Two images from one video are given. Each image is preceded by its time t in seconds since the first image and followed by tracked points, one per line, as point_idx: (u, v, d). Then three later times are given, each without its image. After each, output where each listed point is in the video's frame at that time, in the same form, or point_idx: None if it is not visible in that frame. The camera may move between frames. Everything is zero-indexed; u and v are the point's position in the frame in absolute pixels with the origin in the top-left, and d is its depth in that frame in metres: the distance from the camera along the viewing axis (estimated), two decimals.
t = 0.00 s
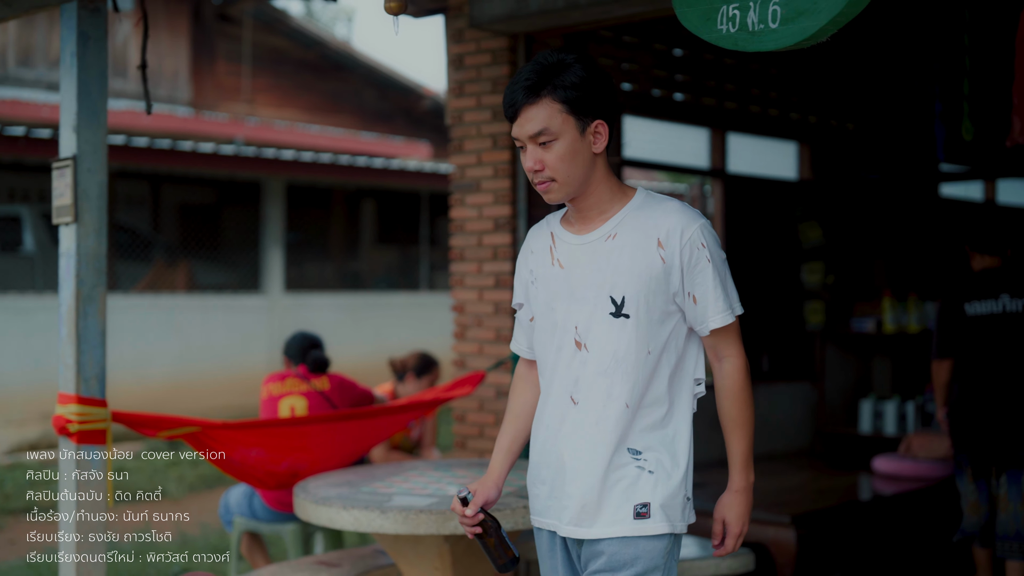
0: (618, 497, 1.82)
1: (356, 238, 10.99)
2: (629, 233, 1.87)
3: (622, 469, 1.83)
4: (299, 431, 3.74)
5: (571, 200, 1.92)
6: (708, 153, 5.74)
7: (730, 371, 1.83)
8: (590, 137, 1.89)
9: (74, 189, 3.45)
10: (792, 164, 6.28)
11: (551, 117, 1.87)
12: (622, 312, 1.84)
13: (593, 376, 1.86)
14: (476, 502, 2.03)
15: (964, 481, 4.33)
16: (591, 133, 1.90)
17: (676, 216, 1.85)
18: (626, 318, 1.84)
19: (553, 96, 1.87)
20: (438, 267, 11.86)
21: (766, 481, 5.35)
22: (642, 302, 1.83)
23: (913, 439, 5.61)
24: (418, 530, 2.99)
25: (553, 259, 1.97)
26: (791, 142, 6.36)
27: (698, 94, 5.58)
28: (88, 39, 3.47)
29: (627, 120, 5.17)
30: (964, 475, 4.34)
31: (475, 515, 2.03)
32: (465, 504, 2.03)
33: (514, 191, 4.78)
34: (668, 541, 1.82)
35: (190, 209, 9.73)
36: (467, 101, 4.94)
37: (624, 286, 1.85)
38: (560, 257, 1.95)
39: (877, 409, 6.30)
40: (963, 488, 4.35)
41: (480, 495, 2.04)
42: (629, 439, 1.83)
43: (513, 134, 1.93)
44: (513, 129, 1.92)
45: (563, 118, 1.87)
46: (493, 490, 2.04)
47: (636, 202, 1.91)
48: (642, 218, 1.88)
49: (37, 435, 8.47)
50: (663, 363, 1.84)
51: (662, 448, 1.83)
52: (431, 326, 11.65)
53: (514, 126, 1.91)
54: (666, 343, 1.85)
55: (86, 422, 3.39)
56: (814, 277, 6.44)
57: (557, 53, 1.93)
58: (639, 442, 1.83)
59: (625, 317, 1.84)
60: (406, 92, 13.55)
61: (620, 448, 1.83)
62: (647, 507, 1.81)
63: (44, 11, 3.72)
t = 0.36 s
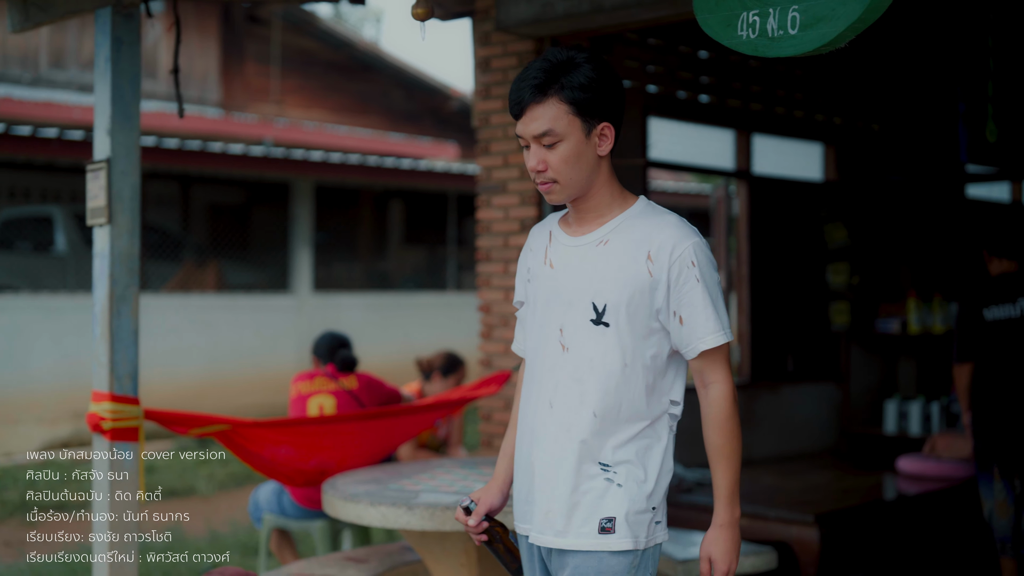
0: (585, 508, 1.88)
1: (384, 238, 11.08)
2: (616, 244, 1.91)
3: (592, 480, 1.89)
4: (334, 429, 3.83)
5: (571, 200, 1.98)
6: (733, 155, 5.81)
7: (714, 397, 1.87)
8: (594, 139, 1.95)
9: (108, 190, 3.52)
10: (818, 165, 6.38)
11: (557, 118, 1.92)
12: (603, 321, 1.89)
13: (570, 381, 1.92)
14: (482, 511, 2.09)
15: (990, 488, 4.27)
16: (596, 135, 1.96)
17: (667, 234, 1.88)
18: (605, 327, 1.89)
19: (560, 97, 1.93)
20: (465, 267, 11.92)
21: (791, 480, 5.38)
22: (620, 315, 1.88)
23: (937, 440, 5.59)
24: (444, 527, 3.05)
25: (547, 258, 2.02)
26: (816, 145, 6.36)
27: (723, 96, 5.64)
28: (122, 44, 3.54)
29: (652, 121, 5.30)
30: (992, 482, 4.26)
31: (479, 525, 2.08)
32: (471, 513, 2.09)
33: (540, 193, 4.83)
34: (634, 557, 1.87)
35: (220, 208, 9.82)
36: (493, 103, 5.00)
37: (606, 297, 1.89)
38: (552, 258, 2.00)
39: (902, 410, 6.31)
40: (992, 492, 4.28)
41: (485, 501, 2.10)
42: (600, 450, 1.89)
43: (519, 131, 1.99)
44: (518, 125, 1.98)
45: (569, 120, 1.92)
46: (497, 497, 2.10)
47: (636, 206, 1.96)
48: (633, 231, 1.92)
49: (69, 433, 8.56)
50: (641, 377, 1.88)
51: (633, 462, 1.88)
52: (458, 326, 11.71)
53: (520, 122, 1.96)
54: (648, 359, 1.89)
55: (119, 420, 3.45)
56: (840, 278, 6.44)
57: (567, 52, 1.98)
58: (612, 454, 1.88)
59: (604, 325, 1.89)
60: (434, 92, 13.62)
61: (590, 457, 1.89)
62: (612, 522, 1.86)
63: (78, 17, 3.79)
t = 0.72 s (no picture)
0: (571, 511, 1.89)
1: (412, 240, 11.16)
2: (600, 245, 1.92)
3: (578, 482, 1.90)
4: (360, 429, 3.89)
5: (562, 202, 1.98)
6: (758, 159, 5.87)
7: (674, 408, 1.81)
8: (587, 142, 1.94)
9: (141, 195, 3.59)
10: (842, 168, 6.44)
11: (550, 124, 1.90)
12: (583, 323, 1.91)
13: (552, 378, 1.94)
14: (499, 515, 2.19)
15: (1004, 484, 4.27)
16: (590, 137, 1.95)
17: (650, 236, 1.88)
18: (585, 329, 1.91)
19: (552, 101, 1.90)
20: (493, 269, 11.98)
21: (815, 481, 5.42)
22: (599, 318, 1.89)
23: (962, 440, 5.59)
24: (469, 526, 3.11)
25: (537, 257, 2.05)
26: (840, 148, 6.40)
27: (747, 100, 5.71)
28: (154, 51, 3.62)
29: (677, 126, 5.38)
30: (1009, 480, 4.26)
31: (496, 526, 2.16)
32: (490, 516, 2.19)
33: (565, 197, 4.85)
34: (624, 560, 1.87)
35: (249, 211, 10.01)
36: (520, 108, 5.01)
37: (587, 300, 1.91)
38: (541, 257, 2.03)
39: (927, 412, 6.34)
40: (1007, 490, 4.27)
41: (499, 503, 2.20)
42: (584, 451, 1.90)
43: (510, 134, 1.96)
44: (509, 126, 1.96)
45: (562, 125, 1.90)
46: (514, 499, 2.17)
47: (629, 211, 1.96)
48: (616, 233, 1.93)
49: (102, 433, 8.63)
50: (621, 380, 1.89)
51: (619, 463, 1.89)
52: (486, 327, 11.77)
53: (511, 126, 1.94)
54: (629, 361, 1.89)
55: (152, 420, 3.52)
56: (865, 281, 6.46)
57: (557, 50, 1.95)
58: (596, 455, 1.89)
59: (585, 327, 1.91)
60: (462, 94, 13.67)
61: (574, 457, 1.91)
62: (600, 525, 1.87)
63: (111, 24, 3.85)
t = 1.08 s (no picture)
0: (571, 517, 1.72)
1: (445, 240, 11.26)
2: (594, 241, 1.82)
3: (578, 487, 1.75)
4: (389, 427, 3.94)
5: (555, 208, 1.86)
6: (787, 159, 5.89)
7: (636, 386, 1.68)
8: (574, 144, 1.81)
9: (176, 197, 3.66)
10: (873, 168, 6.42)
11: (533, 132, 1.77)
12: (578, 323, 1.80)
13: (547, 384, 1.82)
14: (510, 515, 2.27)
15: None
16: (574, 140, 1.81)
17: (644, 232, 1.77)
18: (580, 331, 1.79)
19: (533, 109, 1.77)
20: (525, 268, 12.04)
21: (844, 480, 5.43)
22: (595, 318, 1.78)
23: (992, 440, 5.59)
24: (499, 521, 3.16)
25: (533, 262, 1.94)
26: (869, 148, 6.38)
27: (777, 101, 5.73)
28: (189, 56, 3.69)
29: (707, 126, 5.44)
30: None
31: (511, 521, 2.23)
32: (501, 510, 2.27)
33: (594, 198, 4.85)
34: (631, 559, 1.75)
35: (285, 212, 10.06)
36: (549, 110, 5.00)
37: (582, 296, 1.80)
38: (537, 261, 1.92)
39: (958, 411, 6.35)
40: None
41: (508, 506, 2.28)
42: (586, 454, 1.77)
43: (495, 144, 1.83)
44: (494, 139, 1.82)
45: (547, 133, 1.77)
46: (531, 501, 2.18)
47: (627, 211, 1.85)
48: (612, 231, 1.81)
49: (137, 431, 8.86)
50: (619, 380, 1.77)
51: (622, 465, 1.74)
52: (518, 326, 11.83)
53: (496, 138, 1.81)
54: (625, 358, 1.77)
55: (187, 418, 3.59)
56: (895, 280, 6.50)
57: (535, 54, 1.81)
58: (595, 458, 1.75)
59: (580, 327, 1.79)
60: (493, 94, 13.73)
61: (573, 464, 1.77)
62: (605, 526, 1.71)
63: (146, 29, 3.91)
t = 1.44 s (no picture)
0: (570, 520, 1.79)
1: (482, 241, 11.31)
2: (583, 246, 1.84)
3: (575, 489, 1.79)
4: (422, 425, 4.01)
5: (539, 214, 1.88)
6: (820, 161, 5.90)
7: (631, 385, 1.70)
8: (554, 150, 1.84)
9: (215, 200, 3.73)
10: (907, 169, 6.37)
11: (512, 139, 1.80)
12: (570, 327, 1.83)
13: (541, 388, 1.85)
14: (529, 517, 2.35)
15: None
16: (554, 145, 1.84)
17: (627, 232, 1.80)
18: (573, 334, 1.82)
19: (509, 117, 1.80)
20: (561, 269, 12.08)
21: (877, 480, 5.45)
22: (587, 320, 1.81)
23: None
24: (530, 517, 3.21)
25: (523, 267, 1.96)
26: (903, 149, 6.32)
27: (810, 102, 5.75)
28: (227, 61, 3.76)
29: (741, 127, 5.46)
30: None
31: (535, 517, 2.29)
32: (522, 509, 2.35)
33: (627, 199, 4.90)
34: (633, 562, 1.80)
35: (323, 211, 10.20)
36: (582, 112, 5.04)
37: (573, 300, 1.82)
38: (527, 267, 1.94)
39: (992, 412, 6.31)
40: None
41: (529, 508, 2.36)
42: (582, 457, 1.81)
43: (476, 153, 1.86)
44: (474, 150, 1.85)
45: (525, 139, 1.80)
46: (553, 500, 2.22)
47: (610, 212, 1.87)
48: (600, 234, 1.84)
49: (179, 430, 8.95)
50: (613, 382, 1.79)
51: (618, 468, 1.79)
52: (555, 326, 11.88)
53: (476, 149, 1.84)
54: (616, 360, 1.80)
55: (226, 415, 3.68)
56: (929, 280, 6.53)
57: (509, 62, 1.84)
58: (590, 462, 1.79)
59: (572, 331, 1.82)
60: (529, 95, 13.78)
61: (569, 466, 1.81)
62: (604, 531, 1.78)
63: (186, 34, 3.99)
